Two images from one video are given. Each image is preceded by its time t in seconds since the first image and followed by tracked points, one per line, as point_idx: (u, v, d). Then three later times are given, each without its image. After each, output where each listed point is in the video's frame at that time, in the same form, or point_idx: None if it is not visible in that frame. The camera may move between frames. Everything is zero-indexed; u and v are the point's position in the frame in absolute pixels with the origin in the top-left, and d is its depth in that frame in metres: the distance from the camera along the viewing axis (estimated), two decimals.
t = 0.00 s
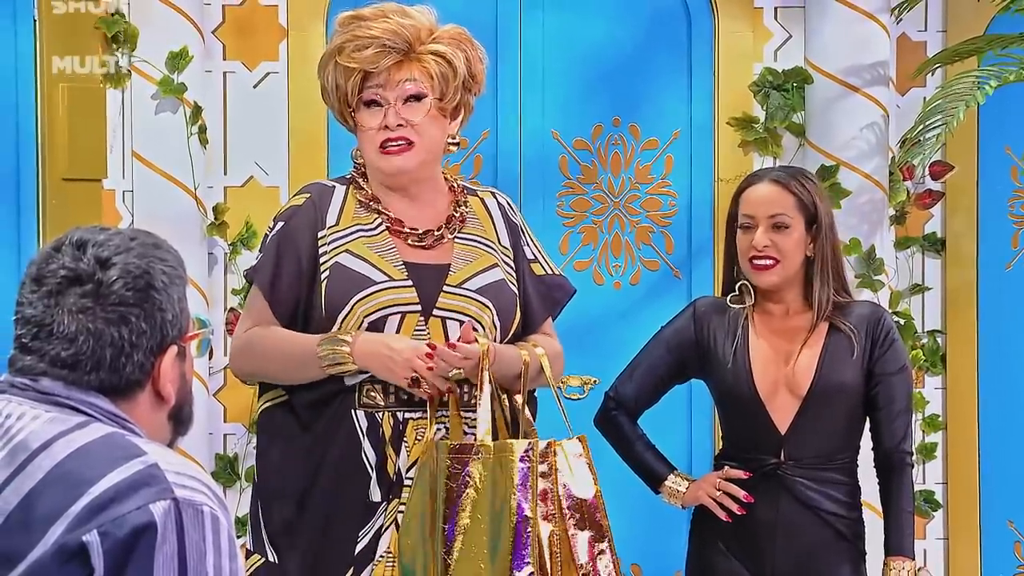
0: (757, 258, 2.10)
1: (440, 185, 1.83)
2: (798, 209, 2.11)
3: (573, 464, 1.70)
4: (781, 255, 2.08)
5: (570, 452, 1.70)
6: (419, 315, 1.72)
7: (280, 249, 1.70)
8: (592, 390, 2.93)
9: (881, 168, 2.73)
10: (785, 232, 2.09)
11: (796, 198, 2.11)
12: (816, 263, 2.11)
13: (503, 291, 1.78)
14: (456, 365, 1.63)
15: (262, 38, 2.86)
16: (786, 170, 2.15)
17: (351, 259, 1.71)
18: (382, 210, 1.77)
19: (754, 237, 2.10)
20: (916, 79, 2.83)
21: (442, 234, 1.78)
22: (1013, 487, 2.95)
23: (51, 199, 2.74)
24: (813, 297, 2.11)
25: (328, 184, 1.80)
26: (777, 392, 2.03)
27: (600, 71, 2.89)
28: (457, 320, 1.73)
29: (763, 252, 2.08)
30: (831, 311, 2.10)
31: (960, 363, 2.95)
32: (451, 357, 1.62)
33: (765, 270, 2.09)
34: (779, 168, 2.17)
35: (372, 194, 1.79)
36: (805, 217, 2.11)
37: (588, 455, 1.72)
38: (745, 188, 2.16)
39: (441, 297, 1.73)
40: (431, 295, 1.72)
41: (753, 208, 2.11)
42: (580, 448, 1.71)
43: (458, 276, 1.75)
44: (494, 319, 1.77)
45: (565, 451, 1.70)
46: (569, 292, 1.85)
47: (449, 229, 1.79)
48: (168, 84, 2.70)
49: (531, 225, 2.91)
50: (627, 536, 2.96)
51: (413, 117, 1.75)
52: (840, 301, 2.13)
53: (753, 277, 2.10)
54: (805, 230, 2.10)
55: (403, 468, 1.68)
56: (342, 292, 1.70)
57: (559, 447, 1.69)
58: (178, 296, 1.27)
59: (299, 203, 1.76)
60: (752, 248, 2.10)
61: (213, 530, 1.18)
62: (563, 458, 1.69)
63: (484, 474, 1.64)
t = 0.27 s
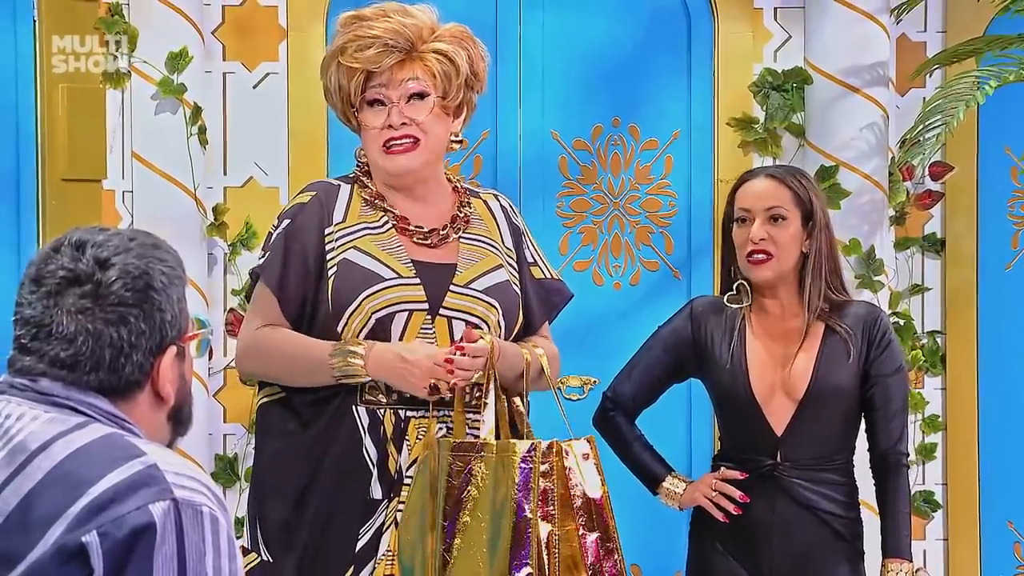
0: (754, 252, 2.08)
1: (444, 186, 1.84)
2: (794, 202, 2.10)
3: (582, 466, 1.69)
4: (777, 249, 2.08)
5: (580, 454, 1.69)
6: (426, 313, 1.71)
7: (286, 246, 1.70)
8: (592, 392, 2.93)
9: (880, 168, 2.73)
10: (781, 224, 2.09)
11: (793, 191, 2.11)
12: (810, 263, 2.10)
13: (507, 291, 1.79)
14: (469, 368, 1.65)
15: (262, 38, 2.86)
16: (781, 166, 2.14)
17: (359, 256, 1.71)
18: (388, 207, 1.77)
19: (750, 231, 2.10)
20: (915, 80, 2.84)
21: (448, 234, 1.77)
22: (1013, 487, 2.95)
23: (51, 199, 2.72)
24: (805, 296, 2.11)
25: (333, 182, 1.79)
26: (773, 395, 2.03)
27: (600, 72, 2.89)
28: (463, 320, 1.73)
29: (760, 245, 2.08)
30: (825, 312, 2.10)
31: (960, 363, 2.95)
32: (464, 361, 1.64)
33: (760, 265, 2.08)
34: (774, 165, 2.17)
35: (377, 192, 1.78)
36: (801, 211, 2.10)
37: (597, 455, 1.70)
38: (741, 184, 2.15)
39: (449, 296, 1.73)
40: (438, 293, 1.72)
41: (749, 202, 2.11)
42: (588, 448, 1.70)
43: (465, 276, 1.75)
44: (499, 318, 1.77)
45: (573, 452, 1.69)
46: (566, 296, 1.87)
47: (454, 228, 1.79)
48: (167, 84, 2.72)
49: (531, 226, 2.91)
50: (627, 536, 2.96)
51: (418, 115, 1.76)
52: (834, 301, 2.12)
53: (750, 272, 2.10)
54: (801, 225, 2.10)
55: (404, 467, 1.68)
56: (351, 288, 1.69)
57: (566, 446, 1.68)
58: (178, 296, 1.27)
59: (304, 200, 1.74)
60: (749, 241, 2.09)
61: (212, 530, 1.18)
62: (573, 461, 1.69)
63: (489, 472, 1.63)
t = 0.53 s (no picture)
0: (755, 254, 2.08)
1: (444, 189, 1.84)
2: (793, 203, 2.10)
3: (589, 473, 1.65)
4: (776, 252, 2.07)
5: (585, 460, 1.65)
6: (418, 313, 1.72)
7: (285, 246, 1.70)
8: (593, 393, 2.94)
9: (881, 169, 2.74)
10: (780, 226, 2.08)
11: (792, 192, 2.10)
12: (810, 263, 2.10)
13: (503, 294, 1.78)
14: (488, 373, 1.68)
15: (262, 39, 2.86)
16: (781, 166, 2.13)
17: (353, 255, 1.71)
18: (384, 207, 1.77)
19: (750, 233, 2.09)
20: (917, 81, 2.84)
21: (443, 236, 1.77)
22: (1014, 488, 2.95)
23: (51, 200, 2.74)
24: (805, 297, 2.11)
25: (332, 182, 1.79)
26: (772, 397, 2.03)
27: (601, 72, 2.90)
28: (455, 321, 1.73)
29: (759, 248, 2.07)
30: (824, 313, 2.10)
31: (961, 363, 2.95)
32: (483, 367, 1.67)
33: (761, 267, 2.08)
34: (773, 164, 2.15)
35: (375, 192, 1.78)
36: (800, 212, 2.10)
37: (602, 461, 1.66)
38: (739, 185, 2.14)
39: (441, 297, 1.73)
40: (431, 293, 1.73)
41: (749, 204, 2.09)
42: (593, 453, 1.66)
43: (459, 277, 1.75)
44: (492, 319, 1.77)
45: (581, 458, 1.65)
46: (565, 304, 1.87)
47: (451, 231, 1.79)
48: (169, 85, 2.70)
49: (532, 226, 2.91)
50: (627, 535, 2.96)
51: (419, 117, 1.76)
52: (834, 301, 2.11)
53: (750, 274, 2.09)
54: (801, 225, 2.09)
55: (399, 468, 1.69)
56: (345, 287, 1.69)
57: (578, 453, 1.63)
58: (179, 297, 1.27)
59: (302, 198, 1.75)
60: (748, 244, 2.08)
61: (214, 531, 1.18)
62: (583, 470, 1.64)
63: (514, 472, 1.62)
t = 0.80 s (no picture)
0: (760, 255, 2.07)
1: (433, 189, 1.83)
2: (799, 205, 2.09)
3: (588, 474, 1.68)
4: (783, 252, 2.07)
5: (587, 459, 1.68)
6: (407, 313, 1.72)
7: (275, 257, 1.70)
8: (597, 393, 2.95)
9: (885, 169, 2.74)
10: (787, 228, 2.08)
11: (797, 194, 2.09)
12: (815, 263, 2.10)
13: (492, 288, 1.78)
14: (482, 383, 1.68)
15: (265, 39, 2.87)
16: (787, 166, 2.13)
17: (341, 261, 1.71)
18: (371, 214, 1.77)
19: (756, 235, 2.08)
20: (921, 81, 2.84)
21: (432, 235, 1.78)
22: (1018, 489, 2.95)
23: (55, 201, 2.73)
24: (809, 296, 2.10)
25: (319, 192, 1.80)
26: (781, 393, 2.02)
27: (605, 73, 2.90)
28: (446, 318, 1.73)
29: (767, 250, 2.07)
30: (829, 312, 2.10)
31: (964, 364, 2.95)
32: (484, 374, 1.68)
33: (767, 267, 2.07)
34: (778, 164, 2.15)
35: (361, 199, 1.79)
36: (806, 213, 2.09)
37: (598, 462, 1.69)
38: (744, 186, 2.13)
39: (429, 295, 1.73)
40: (418, 292, 1.73)
41: (756, 206, 2.08)
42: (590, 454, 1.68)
43: (446, 274, 1.75)
44: (482, 314, 1.76)
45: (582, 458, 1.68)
46: (564, 296, 1.85)
47: (439, 230, 1.79)
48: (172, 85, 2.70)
49: (535, 227, 2.91)
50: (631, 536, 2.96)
51: (407, 124, 1.77)
52: (838, 301, 2.12)
53: (755, 274, 2.09)
54: (806, 226, 2.09)
55: (394, 468, 1.69)
56: (334, 294, 1.70)
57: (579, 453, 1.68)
58: (183, 298, 1.27)
59: (291, 209, 1.76)
60: (754, 245, 2.07)
61: (218, 531, 1.18)
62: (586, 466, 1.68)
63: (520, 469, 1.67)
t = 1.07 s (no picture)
0: (767, 256, 2.08)
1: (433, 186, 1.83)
2: (807, 205, 2.09)
3: (587, 453, 1.71)
4: (791, 254, 2.07)
5: (584, 441, 1.71)
6: (408, 312, 1.72)
7: (276, 267, 1.71)
8: (603, 393, 2.95)
9: (891, 169, 2.74)
10: (795, 229, 2.08)
11: (806, 194, 2.09)
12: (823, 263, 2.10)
13: (493, 282, 1.77)
14: (474, 351, 1.65)
15: (270, 39, 2.87)
16: (796, 167, 2.13)
17: (341, 266, 1.72)
18: (371, 216, 1.78)
19: (765, 235, 2.08)
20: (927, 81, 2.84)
21: (433, 232, 1.78)
22: None
23: (61, 201, 2.67)
24: (818, 297, 2.11)
25: (319, 199, 1.81)
26: (791, 393, 2.02)
27: (609, 73, 2.90)
28: (448, 315, 1.73)
29: (775, 250, 2.07)
30: (837, 313, 2.10)
31: (971, 365, 2.95)
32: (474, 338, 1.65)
33: (774, 268, 2.07)
34: (787, 164, 2.15)
35: (360, 203, 1.80)
36: (814, 214, 2.09)
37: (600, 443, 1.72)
38: (754, 185, 2.13)
39: (429, 293, 1.73)
40: (419, 291, 1.73)
41: (764, 207, 2.08)
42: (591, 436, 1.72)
43: (447, 270, 1.75)
44: (485, 312, 1.75)
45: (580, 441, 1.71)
46: (567, 287, 1.82)
47: (440, 227, 1.79)
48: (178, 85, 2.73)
49: (541, 227, 2.91)
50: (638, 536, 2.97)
51: (397, 127, 1.76)
52: (846, 303, 2.11)
53: (763, 274, 2.09)
54: (815, 228, 2.09)
55: (401, 467, 1.69)
56: (334, 298, 1.70)
57: (570, 436, 1.69)
58: (189, 298, 1.27)
59: (290, 219, 1.77)
60: (763, 246, 2.08)
61: (223, 531, 1.18)
62: (582, 447, 1.70)
63: (513, 471, 1.64)
